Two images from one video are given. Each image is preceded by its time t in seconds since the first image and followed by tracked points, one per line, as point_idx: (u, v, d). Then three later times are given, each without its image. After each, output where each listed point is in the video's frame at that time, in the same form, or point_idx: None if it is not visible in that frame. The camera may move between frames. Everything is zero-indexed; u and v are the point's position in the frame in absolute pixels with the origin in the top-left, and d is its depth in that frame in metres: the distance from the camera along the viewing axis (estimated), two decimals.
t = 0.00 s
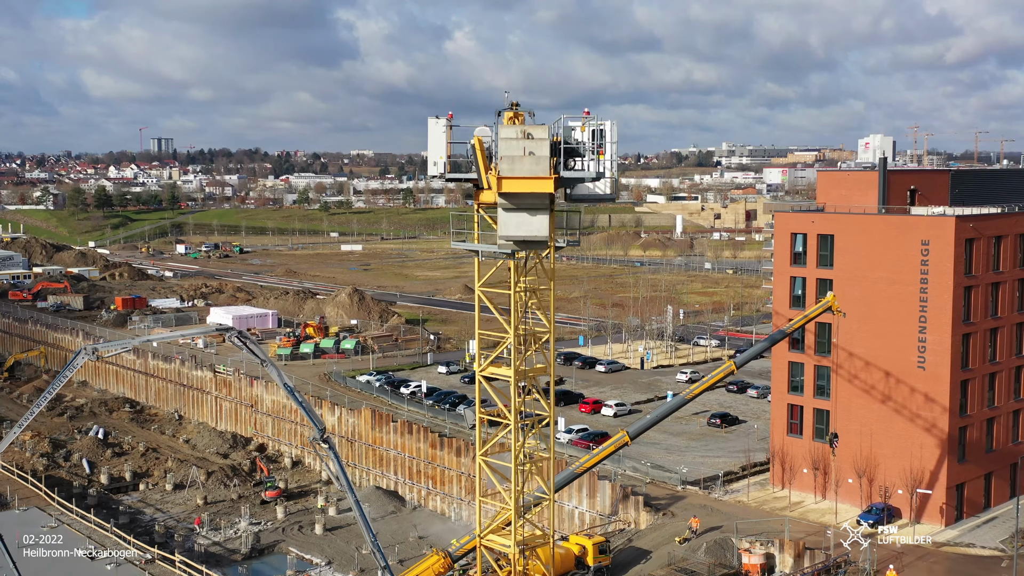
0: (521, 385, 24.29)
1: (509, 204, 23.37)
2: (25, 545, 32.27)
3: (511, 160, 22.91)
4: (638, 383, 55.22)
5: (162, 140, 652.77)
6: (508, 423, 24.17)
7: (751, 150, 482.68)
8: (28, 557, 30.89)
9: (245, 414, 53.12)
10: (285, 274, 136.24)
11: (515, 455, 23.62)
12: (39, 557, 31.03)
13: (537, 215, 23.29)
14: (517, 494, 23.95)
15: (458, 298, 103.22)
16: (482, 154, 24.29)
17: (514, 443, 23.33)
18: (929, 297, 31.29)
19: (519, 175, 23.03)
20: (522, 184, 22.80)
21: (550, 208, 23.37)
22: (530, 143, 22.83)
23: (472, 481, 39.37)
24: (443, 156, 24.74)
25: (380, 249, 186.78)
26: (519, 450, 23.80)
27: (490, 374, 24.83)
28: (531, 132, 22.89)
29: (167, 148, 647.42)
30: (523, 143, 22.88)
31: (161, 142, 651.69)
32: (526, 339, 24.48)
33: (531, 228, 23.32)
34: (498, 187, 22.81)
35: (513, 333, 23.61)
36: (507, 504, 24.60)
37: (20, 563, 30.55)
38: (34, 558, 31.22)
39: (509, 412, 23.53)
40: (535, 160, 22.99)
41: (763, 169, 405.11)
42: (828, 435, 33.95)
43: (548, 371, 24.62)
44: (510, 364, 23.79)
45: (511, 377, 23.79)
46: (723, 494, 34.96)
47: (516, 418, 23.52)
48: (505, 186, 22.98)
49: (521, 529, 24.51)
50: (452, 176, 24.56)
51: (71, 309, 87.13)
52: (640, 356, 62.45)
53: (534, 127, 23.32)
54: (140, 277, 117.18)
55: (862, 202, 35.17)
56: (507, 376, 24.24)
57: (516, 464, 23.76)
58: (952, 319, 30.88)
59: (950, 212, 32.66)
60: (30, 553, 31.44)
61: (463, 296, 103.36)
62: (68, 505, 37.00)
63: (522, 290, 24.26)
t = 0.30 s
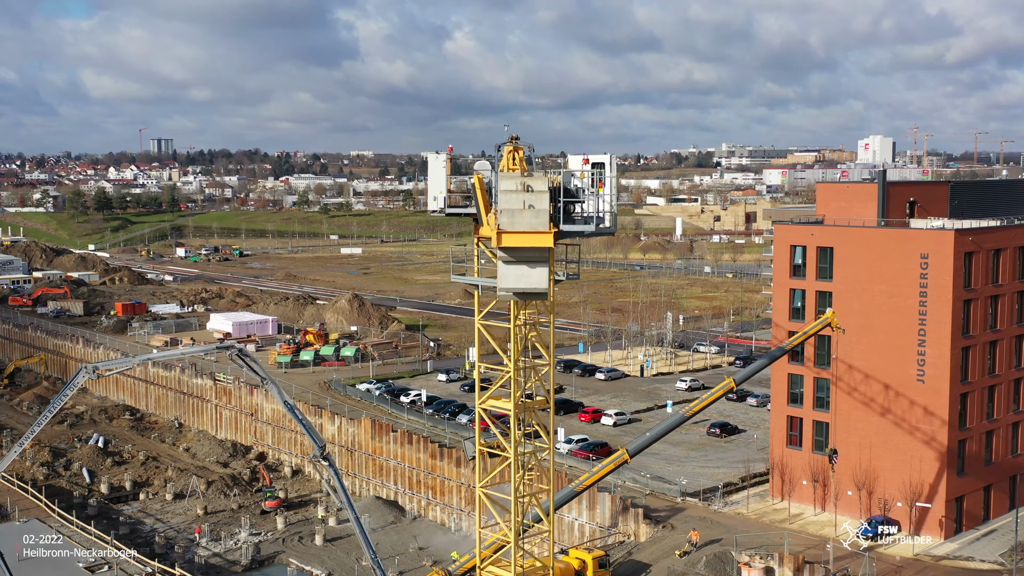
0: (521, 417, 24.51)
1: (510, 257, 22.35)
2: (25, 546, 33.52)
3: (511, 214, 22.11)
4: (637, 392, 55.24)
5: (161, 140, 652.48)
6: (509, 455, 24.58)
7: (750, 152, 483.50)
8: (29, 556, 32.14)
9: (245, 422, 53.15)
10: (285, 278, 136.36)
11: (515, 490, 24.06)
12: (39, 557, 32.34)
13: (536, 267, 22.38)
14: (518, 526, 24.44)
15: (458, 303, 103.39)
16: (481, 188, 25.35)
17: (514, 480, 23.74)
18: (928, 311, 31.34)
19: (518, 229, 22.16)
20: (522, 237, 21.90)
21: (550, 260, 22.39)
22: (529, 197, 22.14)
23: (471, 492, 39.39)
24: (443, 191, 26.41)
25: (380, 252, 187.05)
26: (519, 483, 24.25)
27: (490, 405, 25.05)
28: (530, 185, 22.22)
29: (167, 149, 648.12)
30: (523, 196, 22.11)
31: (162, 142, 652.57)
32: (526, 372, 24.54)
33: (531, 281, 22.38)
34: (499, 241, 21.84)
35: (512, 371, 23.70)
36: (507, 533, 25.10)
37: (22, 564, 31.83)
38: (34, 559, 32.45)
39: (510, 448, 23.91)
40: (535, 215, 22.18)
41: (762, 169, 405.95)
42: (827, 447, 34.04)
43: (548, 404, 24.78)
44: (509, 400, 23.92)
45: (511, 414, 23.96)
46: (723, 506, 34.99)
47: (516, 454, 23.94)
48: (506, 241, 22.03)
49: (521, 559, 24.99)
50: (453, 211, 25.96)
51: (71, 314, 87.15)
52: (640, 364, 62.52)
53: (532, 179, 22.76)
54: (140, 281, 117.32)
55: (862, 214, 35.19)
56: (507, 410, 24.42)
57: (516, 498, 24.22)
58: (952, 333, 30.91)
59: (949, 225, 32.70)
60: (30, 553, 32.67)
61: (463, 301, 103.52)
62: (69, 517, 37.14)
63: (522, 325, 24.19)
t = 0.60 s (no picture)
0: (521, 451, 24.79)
1: (509, 309, 22.72)
2: (25, 546, 35.06)
3: (510, 269, 22.42)
4: (637, 399, 55.31)
5: (162, 140, 652.15)
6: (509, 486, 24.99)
7: (750, 153, 484.38)
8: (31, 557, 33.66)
9: (245, 431, 53.19)
10: (285, 282, 136.40)
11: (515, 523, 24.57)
12: (39, 558, 33.88)
13: (536, 320, 22.86)
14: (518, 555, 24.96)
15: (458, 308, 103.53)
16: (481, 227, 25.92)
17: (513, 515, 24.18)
18: (927, 325, 31.39)
19: (518, 283, 22.57)
20: (520, 292, 22.30)
21: (549, 313, 22.89)
22: (528, 250, 22.42)
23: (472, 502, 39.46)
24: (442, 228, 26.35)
25: (380, 255, 187.11)
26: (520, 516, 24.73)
27: (490, 438, 25.34)
28: (530, 238, 22.37)
29: (167, 151, 648.47)
30: (522, 251, 22.37)
31: (162, 143, 653.82)
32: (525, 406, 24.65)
33: (530, 335, 22.86)
34: (497, 296, 22.32)
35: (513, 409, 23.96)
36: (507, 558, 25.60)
37: (21, 562, 33.31)
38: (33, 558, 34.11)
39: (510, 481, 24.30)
40: (534, 268, 22.55)
41: (762, 170, 406.31)
42: (826, 459, 34.11)
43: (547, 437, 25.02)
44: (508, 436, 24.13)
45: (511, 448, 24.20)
46: (722, 518, 35.01)
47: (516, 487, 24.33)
48: (506, 295, 22.46)
49: None
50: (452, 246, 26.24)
51: (71, 320, 87.13)
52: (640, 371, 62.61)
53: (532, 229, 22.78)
54: (140, 286, 117.30)
55: (861, 228, 35.19)
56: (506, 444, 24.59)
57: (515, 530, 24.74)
58: (951, 347, 30.94)
59: (947, 239, 32.74)
60: (30, 553, 34.29)
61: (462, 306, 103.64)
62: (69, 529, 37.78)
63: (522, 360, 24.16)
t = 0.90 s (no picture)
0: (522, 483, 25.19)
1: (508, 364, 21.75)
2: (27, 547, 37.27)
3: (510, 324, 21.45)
4: (637, 408, 55.39)
5: (161, 140, 651.93)
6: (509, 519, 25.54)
7: (750, 155, 485.09)
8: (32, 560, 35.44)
9: (245, 439, 53.22)
10: (284, 286, 136.61)
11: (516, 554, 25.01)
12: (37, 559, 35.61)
13: (536, 373, 21.78)
14: None
15: (457, 313, 103.72)
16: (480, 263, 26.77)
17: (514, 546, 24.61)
18: (927, 338, 31.42)
19: (517, 338, 21.51)
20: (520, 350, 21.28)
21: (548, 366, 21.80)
22: (528, 304, 21.54)
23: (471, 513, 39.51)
24: (441, 263, 27.97)
25: (380, 258, 187.26)
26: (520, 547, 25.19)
27: (490, 471, 25.75)
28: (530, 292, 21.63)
29: (167, 151, 648.79)
30: (523, 304, 21.52)
31: (161, 143, 654.57)
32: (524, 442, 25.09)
33: (531, 388, 21.80)
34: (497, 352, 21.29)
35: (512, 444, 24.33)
36: None
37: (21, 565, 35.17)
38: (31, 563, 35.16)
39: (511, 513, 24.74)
40: (534, 323, 21.59)
41: (762, 171, 406.72)
42: (826, 471, 34.16)
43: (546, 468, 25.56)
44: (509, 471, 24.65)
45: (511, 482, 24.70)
46: (722, 531, 35.06)
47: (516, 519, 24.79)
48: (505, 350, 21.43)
49: None
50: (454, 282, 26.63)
51: (71, 326, 87.21)
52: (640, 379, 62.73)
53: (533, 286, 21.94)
54: (140, 290, 117.32)
55: (861, 241, 35.20)
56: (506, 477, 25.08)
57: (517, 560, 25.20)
58: (950, 361, 30.98)
59: (946, 253, 32.78)
60: (30, 555, 36.07)
61: (462, 310, 103.86)
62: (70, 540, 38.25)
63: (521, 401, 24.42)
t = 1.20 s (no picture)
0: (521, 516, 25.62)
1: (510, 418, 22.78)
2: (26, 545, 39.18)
3: (509, 377, 22.53)
4: (636, 415, 55.45)
5: (161, 140, 651.45)
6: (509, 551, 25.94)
7: (750, 156, 485.29)
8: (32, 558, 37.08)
9: (245, 447, 53.21)
10: (284, 289, 136.64)
11: None
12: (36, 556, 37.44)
13: (536, 426, 22.84)
14: None
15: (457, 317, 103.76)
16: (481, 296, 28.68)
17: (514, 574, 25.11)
18: (925, 351, 31.46)
19: (517, 392, 22.52)
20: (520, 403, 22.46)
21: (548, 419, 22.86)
22: (527, 357, 22.49)
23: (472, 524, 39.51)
24: (441, 298, 31.59)
25: (380, 260, 187.17)
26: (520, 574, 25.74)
27: (490, 504, 26.21)
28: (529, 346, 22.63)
29: (167, 151, 648.96)
30: (522, 358, 22.48)
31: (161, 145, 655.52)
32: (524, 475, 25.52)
33: (530, 440, 22.91)
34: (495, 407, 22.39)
35: (511, 479, 24.76)
36: None
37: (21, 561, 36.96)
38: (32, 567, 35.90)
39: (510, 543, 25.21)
40: (533, 375, 22.56)
41: (761, 172, 406.62)
42: (825, 483, 34.20)
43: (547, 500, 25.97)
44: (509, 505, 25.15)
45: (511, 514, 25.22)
46: (721, 543, 35.09)
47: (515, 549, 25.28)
48: (505, 404, 22.48)
49: None
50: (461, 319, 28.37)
51: (71, 330, 87.29)
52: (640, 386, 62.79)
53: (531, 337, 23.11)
54: (140, 294, 117.33)
55: (860, 254, 35.24)
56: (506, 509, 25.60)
57: None
58: (949, 375, 31.01)
59: (945, 266, 32.81)
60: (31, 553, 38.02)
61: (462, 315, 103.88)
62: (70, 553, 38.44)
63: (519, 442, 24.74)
